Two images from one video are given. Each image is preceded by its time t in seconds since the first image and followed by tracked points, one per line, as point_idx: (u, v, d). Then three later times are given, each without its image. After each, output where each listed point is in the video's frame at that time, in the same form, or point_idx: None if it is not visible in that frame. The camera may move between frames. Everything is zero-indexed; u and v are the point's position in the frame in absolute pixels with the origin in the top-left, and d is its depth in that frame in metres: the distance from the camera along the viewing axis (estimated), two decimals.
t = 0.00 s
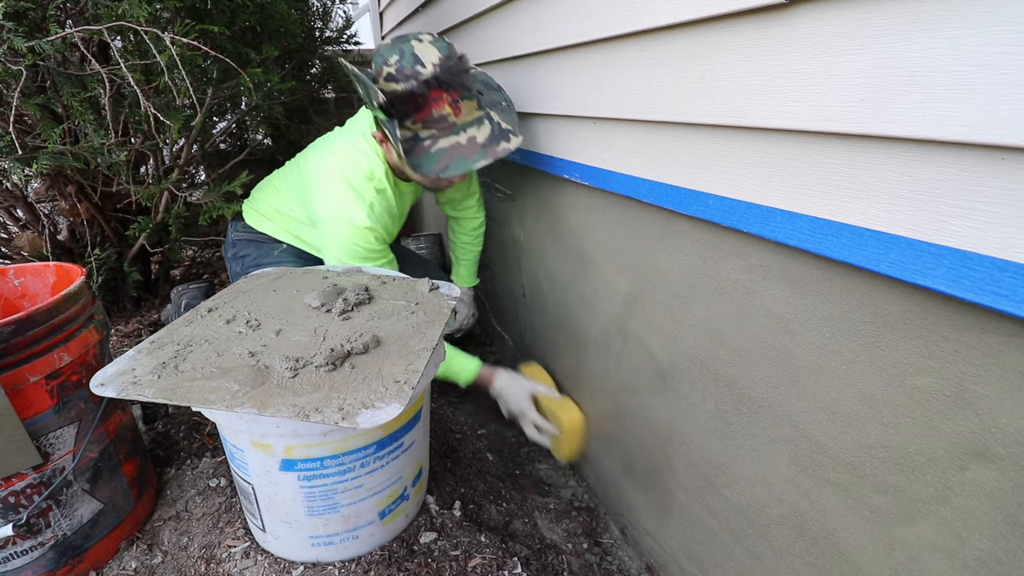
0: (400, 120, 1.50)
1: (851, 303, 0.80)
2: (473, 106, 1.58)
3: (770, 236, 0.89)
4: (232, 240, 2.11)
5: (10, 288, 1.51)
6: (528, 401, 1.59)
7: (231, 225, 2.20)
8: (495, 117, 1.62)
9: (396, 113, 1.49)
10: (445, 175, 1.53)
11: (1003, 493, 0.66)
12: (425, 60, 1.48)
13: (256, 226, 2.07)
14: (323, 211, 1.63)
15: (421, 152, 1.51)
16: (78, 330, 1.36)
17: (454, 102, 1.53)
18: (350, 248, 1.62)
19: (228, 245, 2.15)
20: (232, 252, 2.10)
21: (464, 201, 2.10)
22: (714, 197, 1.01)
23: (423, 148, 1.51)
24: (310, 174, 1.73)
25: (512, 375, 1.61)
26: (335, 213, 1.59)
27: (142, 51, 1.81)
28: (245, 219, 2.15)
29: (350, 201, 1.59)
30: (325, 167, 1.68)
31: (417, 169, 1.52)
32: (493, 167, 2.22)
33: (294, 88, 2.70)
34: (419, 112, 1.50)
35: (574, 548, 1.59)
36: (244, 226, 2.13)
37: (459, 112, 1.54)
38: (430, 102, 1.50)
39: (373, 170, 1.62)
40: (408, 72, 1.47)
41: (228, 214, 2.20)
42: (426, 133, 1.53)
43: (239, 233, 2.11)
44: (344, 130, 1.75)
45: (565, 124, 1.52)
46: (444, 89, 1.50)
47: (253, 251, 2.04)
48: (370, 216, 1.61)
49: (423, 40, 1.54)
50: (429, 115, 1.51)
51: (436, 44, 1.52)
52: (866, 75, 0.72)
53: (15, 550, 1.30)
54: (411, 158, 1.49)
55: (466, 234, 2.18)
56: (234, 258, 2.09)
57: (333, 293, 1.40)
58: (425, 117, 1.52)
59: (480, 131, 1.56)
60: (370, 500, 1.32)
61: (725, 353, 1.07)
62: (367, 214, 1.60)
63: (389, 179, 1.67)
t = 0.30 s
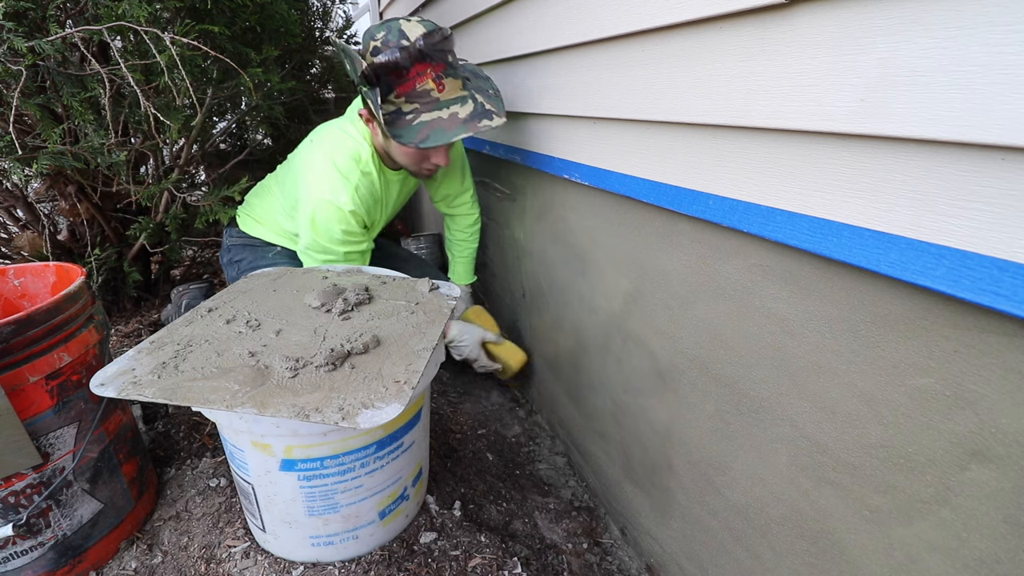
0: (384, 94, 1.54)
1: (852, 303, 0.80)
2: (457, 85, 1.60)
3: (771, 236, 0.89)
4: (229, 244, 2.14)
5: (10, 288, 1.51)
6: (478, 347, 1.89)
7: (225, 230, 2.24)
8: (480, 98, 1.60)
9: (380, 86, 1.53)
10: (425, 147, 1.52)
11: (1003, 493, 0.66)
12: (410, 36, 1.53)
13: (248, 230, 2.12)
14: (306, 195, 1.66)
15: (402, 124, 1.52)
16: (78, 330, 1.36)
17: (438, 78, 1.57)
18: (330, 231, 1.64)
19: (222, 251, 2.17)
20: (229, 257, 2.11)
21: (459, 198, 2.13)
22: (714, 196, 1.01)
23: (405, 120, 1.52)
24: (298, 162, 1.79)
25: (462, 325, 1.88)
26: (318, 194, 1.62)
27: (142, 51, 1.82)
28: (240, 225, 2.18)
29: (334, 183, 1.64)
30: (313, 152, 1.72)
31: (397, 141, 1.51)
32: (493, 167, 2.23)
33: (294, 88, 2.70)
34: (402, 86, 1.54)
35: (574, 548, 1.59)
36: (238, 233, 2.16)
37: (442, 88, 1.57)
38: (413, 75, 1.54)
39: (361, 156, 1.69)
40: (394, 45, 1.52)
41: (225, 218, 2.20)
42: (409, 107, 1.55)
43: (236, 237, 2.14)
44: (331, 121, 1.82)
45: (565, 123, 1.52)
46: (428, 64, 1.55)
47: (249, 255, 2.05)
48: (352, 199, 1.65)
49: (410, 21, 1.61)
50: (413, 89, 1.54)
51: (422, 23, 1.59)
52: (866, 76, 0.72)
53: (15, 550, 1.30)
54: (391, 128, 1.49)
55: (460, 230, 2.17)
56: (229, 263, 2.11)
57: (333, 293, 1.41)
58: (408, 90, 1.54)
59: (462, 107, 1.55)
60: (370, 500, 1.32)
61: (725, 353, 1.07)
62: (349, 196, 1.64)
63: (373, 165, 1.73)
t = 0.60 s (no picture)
0: (390, 101, 1.49)
1: (851, 303, 0.80)
2: (462, 87, 1.57)
3: (771, 236, 0.89)
4: (230, 243, 2.13)
5: (10, 288, 1.51)
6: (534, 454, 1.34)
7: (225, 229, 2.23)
8: (486, 98, 1.61)
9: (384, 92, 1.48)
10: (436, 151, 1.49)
11: (1003, 493, 0.66)
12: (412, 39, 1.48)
13: (250, 229, 2.09)
14: (324, 210, 1.64)
15: (411, 130, 1.48)
16: (78, 330, 1.36)
17: (443, 80, 1.52)
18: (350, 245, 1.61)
19: (223, 250, 2.17)
20: (229, 256, 2.12)
21: (460, 199, 2.10)
22: (714, 196, 1.01)
23: (413, 126, 1.48)
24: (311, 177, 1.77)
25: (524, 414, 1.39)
26: (335, 209, 1.60)
27: (142, 51, 1.82)
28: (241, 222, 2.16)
29: (349, 197, 1.60)
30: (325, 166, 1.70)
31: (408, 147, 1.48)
32: (493, 167, 2.23)
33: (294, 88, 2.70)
34: (408, 91, 1.48)
35: (575, 548, 1.59)
36: (239, 230, 2.15)
37: (448, 90, 1.53)
38: (418, 79, 1.48)
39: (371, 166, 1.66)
40: (396, 51, 1.46)
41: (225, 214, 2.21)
42: (416, 113, 1.50)
43: (237, 236, 2.12)
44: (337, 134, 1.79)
45: (565, 123, 1.52)
46: (431, 67, 1.50)
47: (250, 254, 2.05)
48: (370, 210, 1.61)
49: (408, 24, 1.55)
50: (418, 93, 1.49)
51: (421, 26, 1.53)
52: (866, 76, 0.72)
53: (15, 550, 1.30)
54: (401, 134, 1.45)
55: (462, 232, 2.18)
56: (229, 261, 2.11)
57: (333, 293, 1.41)
58: (414, 95, 1.49)
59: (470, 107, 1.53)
60: (370, 500, 1.32)
61: (725, 353, 1.07)
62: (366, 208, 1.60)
63: (385, 177, 1.68)
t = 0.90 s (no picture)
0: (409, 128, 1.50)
1: (851, 302, 0.80)
2: (479, 107, 1.57)
3: (770, 236, 0.89)
4: (230, 239, 2.12)
5: (10, 288, 1.51)
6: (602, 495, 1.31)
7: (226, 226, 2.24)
8: (501, 114, 1.62)
9: (402, 120, 1.49)
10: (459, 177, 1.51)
11: (1003, 494, 0.66)
12: (426, 65, 1.48)
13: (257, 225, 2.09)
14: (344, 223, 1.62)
15: (431, 157, 1.50)
16: (78, 330, 1.36)
17: (460, 103, 1.53)
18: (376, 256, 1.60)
19: (228, 245, 2.15)
20: (232, 251, 2.11)
21: (464, 201, 2.09)
22: (714, 196, 1.01)
23: (433, 152, 1.50)
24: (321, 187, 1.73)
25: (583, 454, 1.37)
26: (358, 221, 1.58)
27: (142, 51, 1.82)
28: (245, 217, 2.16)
29: (371, 208, 1.58)
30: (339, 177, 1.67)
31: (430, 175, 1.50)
32: (493, 168, 2.23)
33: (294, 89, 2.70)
34: (426, 118, 1.49)
35: (575, 548, 1.59)
36: (243, 226, 2.14)
37: (465, 112, 1.54)
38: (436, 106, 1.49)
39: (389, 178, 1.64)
40: (413, 79, 1.47)
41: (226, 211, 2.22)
42: (435, 137, 1.52)
43: (238, 232, 2.12)
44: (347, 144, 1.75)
45: (565, 124, 1.52)
46: (448, 91, 1.50)
47: (253, 251, 2.04)
48: (394, 219, 1.59)
49: (420, 46, 1.55)
50: (436, 119, 1.50)
51: (435, 48, 1.52)
52: (866, 76, 0.72)
53: (15, 550, 1.30)
54: (421, 163, 1.48)
55: (466, 235, 2.18)
56: (233, 257, 2.10)
57: (333, 293, 1.41)
58: (432, 122, 1.51)
59: (488, 130, 1.55)
60: (370, 500, 1.32)
61: (725, 353, 1.07)
62: (389, 217, 1.58)
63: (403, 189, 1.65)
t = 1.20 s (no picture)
0: (404, 115, 1.51)
1: (851, 302, 0.80)
2: (475, 97, 1.58)
3: (771, 236, 0.89)
4: (230, 239, 2.12)
5: (10, 288, 1.50)
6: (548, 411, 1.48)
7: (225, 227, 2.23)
8: (497, 105, 1.61)
9: (398, 108, 1.49)
10: (453, 164, 1.51)
11: (1003, 493, 0.66)
12: (424, 53, 1.49)
13: (253, 227, 2.08)
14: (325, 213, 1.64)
15: (426, 144, 1.51)
16: (78, 330, 1.36)
17: (456, 92, 1.54)
18: (350, 249, 1.62)
19: (227, 244, 2.15)
20: (231, 251, 2.11)
21: (464, 201, 2.10)
22: (714, 196, 1.01)
23: (428, 140, 1.51)
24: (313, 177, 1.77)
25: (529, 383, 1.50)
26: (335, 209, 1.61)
27: (142, 51, 1.82)
28: (244, 217, 2.16)
29: (350, 199, 1.61)
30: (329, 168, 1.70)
31: (424, 162, 1.50)
32: (493, 167, 2.23)
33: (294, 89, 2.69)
34: (422, 105, 1.50)
35: (575, 548, 1.59)
36: (243, 226, 2.14)
37: (461, 101, 1.54)
38: (432, 93, 1.50)
39: (377, 174, 1.67)
40: (410, 66, 1.48)
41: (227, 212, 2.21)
42: (430, 125, 1.52)
43: (238, 232, 2.11)
44: (345, 136, 1.80)
45: (565, 123, 1.52)
46: (445, 79, 1.51)
47: (253, 251, 2.04)
48: (370, 213, 1.62)
49: (418, 35, 1.56)
50: (432, 107, 1.51)
51: (433, 37, 1.53)
52: (866, 76, 0.72)
53: (15, 550, 1.30)
54: (416, 149, 1.48)
55: (466, 236, 2.18)
56: (233, 257, 2.10)
57: (333, 293, 1.41)
58: (427, 110, 1.51)
59: (483, 120, 1.55)
60: (370, 500, 1.32)
61: (725, 353, 1.07)
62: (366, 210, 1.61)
63: (388, 181, 1.70)
